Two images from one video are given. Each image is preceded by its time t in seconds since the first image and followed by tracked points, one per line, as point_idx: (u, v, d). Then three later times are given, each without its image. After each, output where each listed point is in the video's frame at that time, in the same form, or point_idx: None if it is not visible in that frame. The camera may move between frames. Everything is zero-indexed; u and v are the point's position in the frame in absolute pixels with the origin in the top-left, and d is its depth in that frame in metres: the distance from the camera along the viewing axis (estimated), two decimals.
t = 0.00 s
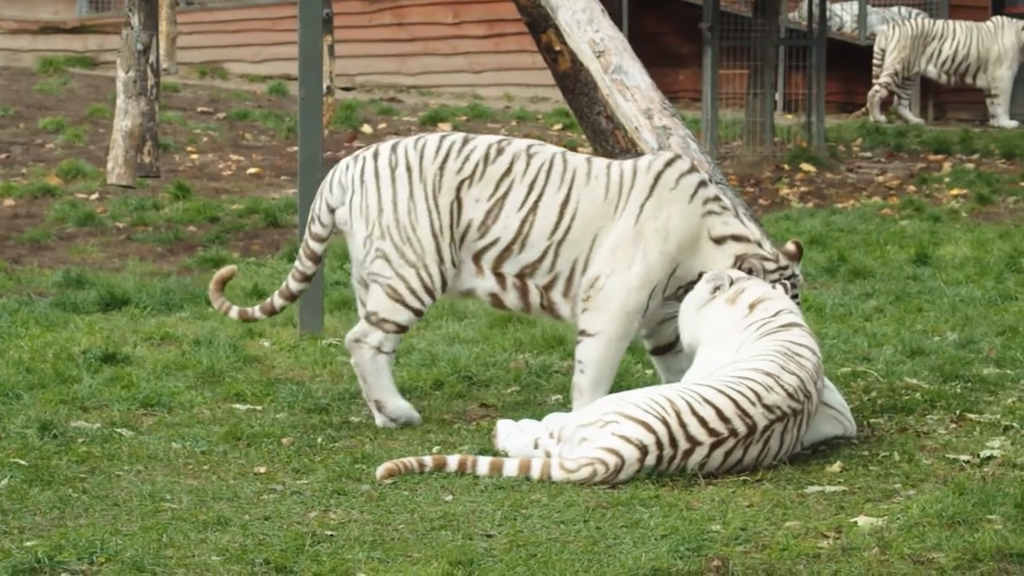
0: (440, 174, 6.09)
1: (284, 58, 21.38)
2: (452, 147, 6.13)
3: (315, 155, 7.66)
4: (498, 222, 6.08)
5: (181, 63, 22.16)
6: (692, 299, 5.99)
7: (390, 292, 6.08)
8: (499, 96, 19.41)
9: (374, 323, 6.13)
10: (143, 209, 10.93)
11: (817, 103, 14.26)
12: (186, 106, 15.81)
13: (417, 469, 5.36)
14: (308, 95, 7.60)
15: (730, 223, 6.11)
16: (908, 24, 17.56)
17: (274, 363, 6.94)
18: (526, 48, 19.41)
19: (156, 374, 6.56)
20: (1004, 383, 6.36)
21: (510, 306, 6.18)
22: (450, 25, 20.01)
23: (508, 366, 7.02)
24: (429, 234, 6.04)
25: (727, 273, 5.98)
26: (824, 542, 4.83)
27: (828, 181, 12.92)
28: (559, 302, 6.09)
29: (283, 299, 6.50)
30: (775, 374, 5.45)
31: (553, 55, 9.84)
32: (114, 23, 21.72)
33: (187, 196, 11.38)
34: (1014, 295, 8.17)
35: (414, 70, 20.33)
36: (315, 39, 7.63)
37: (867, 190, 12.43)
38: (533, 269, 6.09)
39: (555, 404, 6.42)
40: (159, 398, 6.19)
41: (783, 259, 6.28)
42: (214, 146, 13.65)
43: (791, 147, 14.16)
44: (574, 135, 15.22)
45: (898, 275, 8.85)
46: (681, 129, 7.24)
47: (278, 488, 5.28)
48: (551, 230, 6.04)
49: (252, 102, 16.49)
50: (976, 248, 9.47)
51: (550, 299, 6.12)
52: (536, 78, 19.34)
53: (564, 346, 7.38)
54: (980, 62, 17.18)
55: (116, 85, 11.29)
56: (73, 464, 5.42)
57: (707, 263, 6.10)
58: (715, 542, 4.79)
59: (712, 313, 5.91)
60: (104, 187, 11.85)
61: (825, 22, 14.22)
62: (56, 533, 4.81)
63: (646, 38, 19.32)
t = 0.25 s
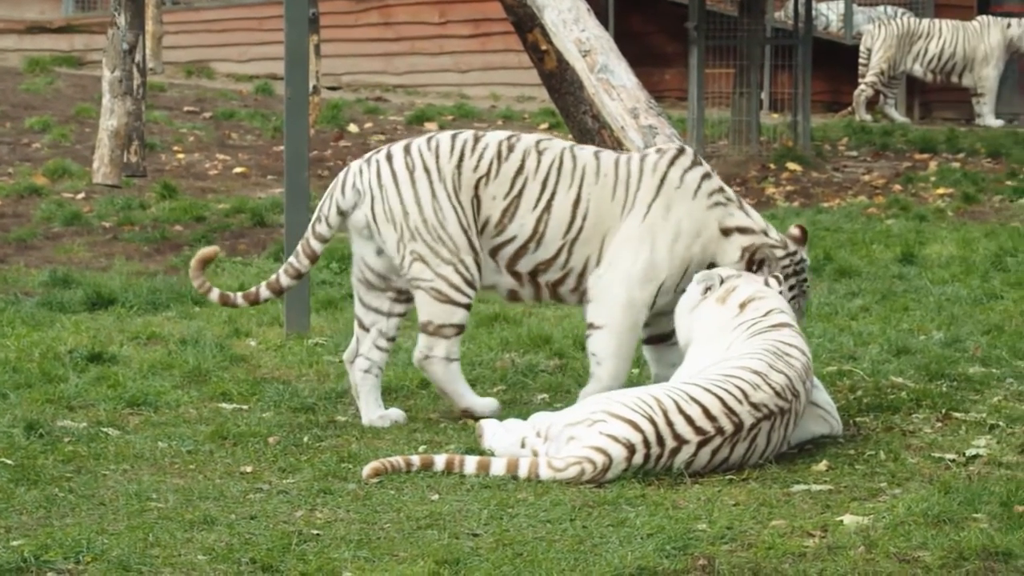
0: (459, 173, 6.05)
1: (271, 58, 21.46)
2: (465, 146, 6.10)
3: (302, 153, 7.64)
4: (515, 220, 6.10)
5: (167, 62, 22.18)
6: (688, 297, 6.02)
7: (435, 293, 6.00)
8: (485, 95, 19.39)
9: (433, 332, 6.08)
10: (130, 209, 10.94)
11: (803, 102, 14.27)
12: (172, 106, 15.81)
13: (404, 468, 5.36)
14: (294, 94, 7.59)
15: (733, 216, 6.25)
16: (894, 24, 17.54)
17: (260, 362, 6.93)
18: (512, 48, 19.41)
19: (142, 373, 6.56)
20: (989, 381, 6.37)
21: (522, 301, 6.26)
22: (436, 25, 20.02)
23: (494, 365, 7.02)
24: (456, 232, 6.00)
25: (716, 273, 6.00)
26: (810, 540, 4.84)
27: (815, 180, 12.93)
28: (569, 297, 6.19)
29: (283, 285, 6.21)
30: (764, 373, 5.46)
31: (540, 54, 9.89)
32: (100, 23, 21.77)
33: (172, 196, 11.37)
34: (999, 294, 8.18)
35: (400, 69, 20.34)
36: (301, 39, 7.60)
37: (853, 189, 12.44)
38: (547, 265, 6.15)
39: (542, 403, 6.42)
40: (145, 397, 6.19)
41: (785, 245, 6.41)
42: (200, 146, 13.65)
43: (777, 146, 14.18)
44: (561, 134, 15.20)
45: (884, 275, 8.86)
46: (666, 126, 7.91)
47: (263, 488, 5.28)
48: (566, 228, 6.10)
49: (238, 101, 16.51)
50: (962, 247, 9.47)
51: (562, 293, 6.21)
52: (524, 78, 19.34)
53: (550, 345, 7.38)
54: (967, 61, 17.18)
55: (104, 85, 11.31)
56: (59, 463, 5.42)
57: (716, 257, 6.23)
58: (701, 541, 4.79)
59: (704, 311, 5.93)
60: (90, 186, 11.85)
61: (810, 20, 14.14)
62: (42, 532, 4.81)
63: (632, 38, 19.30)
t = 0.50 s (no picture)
0: (471, 174, 6.09)
1: (258, 57, 21.50)
2: (476, 147, 6.15)
3: (290, 152, 7.64)
4: (526, 217, 6.16)
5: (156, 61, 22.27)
6: (686, 295, 6.02)
7: (446, 302, 6.04)
8: (473, 95, 19.35)
9: (457, 342, 6.11)
10: (118, 208, 10.95)
11: (791, 101, 14.29)
12: (161, 105, 15.81)
13: (391, 467, 5.36)
14: (282, 93, 7.60)
15: (748, 202, 6.33)
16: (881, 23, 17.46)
17: (248, 362, 6.93)
18: (500, 48, 19.37)
19: (131, 373, 6.57)
20: (977, 381, 6.37)
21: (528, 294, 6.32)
22: (425, 24, 19.99)
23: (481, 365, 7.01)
24: (467, 233, 6.05)
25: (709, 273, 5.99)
26: (797, 539, 4.84)
27: (803, 179, 12.93)
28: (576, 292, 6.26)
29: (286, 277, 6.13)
30: (753, 374, 5.44)
31: (527, 54, 10.25)
32: (89, 22, 21.80)
33: (161, 195, 11.37)
34: (986, 294, 8.19)
35: (388, 69, 20.38)
36: (289, 38, 7.61)
37: (842, 189, 12.45)
38: (557, 260, 6.21)
39: (530, 402, 6.43)
40: (134, 397, 6.19)
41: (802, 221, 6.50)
42: (189, 145, 13.64)
43: (765, 146, 14.19)
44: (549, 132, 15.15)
45: (873, 275, 8.87)
46: (653, 126, 7.92)
47: (251, 487, 5.28)
48: (575, 223, 6.17)
49: (226, 100, 16.51)
50: (949, 246, 9.48)
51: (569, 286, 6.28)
52: (512, 77, 19.27)
53: (538, 345, 7.38)
54: (955, 61, 17.22)
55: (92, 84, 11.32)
56: (48, 462, 5.43)
57: (738, 244, 6.31)
58: (689, 540, 4.80)
59: (698, 311, 5.93)
60: (78, 186, 11.84)
61: (798, 20, 14.12)
62: (29, 531, 4.81)
63: (621, 37, 19.28)
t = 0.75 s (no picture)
0: (486, 173, 6.04)
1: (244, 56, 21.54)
2: (493, 146, 6.10)
3: (275, 153, 7.63)
4: (542, 216, 6.11)
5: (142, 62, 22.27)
6: (685, 287, 6.01)
7: (448, 300, 6.01)
8: (459, 95, 19.29)
9: (453, 340, 6.08)
10: (104, 208, 10.95)
11: (777, 101, 14.32)
12: (147, 105, 15.80)
13: (377, 467, 5.36)
14: (268, 94, 7.59)
15: (763, 187, 6.31)
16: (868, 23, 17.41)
17: (234, 361, 6.93)
18: (486, 48, 19.24)
19: (116, 373, 6.57)
20: (962, 380, 6.39)
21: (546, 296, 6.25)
22: (411, 24, 19.94)
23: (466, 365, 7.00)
24: (480, 232, 6.00)
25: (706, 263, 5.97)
26: (782, 538, 4.85)
27: (790, 179, 12.94)
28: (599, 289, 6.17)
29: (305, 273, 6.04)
30: (743, 379, 5.45)
31: (514, 53, 10.70)
32: (75, 22, 21.81)
33: (148, 195, 11.37)
34: (972, 293, 8.21)
35: (373, 69, 20.38)
36: (276, 38, 7.59)
37: (828, 188, 12.46)
38: (576, 260, 6.17)
39: (516, 402, 6.43)
40: (119, 397, 6.19)
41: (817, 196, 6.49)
42: (175, 144, 13.62)
43: (751, 145, 14.21)
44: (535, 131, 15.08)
45: (858, 275, 8.89)
46: (640, 126, 7.69)
47: (237, 487, 5.29)
48: (594, 223, 6.12)
49: (212, 100, 16.50)
50: (935, 246, 9.49)
51: (590, 288, 6.20)
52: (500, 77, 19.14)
53: (524, 345, 7.37)
54: (941, 61, 17.22)
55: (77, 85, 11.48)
56: (33, 462, 5.42)
57: (761, 230, 6.31)
58: (675, 539, 4.81)
59: (694, 304, 5.93)
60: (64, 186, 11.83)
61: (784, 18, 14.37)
62: (14, 531, 4.81)
63: (607, 36, 19.14)
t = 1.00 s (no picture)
0: (501, 175, 6.04)
1: (231, 56, 21.52)
2: (508, 148, 6.09)
3: (265, 153, 7.63)
4: (559, 220, 6.09)
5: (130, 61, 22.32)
6: (686, 285, 6.00)
7: (451, 297, 6.00)
8: (447, 95, 19.30)
9: (448, 337, 6.07)
10: (91, 208, 10.95)
11: (765, 102, 14.38)
12: (134, 105, 15.80)
13: (364, 467, 5.36)
14: (256, 93, 7.60)
15: (776, 179, 6.37)
16: (856, 24, 17.42)
17: (221, 362, 6.93)
18: (474, 48, 19.22)
19: (103, 373, 6.57)
20: (950, 380, 6.40)
21: (569, 301, 6.18)
22: (399, 24, 19.95)
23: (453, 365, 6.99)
24: (491, 233, 5.99)
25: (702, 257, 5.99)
26: (770, 539, 4.85)
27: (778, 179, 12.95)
28: (628, 293, 6.18)
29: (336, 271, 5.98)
30: (735, 385, 5.43)
31: (503, 53, 10.74)
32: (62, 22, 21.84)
33: (135, 196, 11.37)
34: (960, 293, 8.22)
35: (362, 69, 20.37)
36: (264, 37, 7.60)
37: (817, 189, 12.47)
38: (597, 265, 6.15)
39: (503, 402, 6.42)
40: (106, 397, 6.19)
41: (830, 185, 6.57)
42: (162, 145, 13.61)
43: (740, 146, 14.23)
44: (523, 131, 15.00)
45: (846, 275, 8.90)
46: (627, 126, 7.77)
47: (225, 487, 5.28)
48: (614, 228, 6.12)
49: (200, 100, 16.50)
50: (923, 246, 9.50)
51: (616, 293, 6.20)
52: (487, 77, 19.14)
53: (512, 345, 7.36)
54: (929, 62, 17.22)
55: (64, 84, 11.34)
56: (21, 463, 5.42)
57: (782, 223, 6.35)
58: (662, 539, 4.81)
59: (692, 298, 5.94)
60: (50, 186, 11.82)
61: (772, 20, 14.55)
62: None
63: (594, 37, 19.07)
